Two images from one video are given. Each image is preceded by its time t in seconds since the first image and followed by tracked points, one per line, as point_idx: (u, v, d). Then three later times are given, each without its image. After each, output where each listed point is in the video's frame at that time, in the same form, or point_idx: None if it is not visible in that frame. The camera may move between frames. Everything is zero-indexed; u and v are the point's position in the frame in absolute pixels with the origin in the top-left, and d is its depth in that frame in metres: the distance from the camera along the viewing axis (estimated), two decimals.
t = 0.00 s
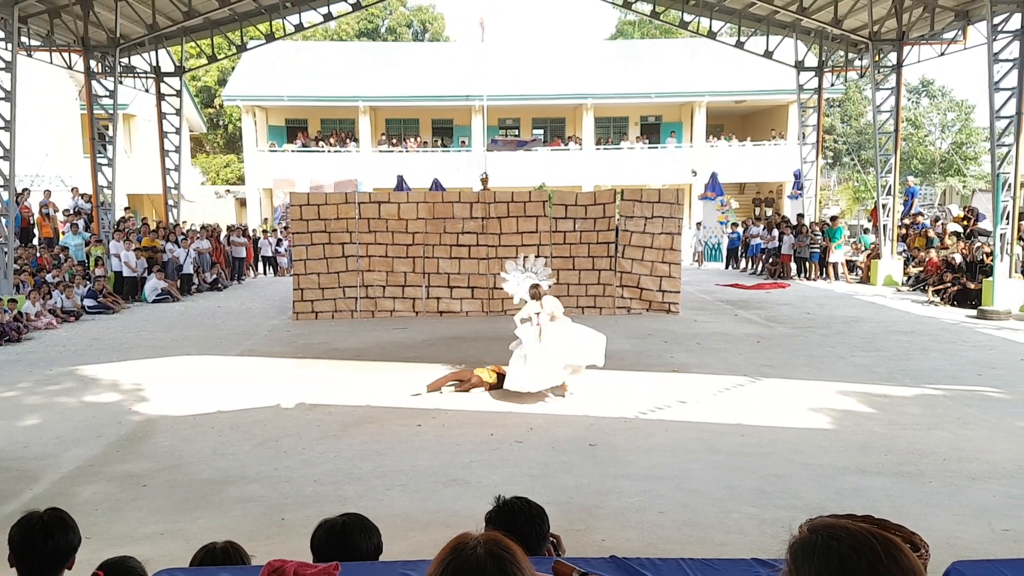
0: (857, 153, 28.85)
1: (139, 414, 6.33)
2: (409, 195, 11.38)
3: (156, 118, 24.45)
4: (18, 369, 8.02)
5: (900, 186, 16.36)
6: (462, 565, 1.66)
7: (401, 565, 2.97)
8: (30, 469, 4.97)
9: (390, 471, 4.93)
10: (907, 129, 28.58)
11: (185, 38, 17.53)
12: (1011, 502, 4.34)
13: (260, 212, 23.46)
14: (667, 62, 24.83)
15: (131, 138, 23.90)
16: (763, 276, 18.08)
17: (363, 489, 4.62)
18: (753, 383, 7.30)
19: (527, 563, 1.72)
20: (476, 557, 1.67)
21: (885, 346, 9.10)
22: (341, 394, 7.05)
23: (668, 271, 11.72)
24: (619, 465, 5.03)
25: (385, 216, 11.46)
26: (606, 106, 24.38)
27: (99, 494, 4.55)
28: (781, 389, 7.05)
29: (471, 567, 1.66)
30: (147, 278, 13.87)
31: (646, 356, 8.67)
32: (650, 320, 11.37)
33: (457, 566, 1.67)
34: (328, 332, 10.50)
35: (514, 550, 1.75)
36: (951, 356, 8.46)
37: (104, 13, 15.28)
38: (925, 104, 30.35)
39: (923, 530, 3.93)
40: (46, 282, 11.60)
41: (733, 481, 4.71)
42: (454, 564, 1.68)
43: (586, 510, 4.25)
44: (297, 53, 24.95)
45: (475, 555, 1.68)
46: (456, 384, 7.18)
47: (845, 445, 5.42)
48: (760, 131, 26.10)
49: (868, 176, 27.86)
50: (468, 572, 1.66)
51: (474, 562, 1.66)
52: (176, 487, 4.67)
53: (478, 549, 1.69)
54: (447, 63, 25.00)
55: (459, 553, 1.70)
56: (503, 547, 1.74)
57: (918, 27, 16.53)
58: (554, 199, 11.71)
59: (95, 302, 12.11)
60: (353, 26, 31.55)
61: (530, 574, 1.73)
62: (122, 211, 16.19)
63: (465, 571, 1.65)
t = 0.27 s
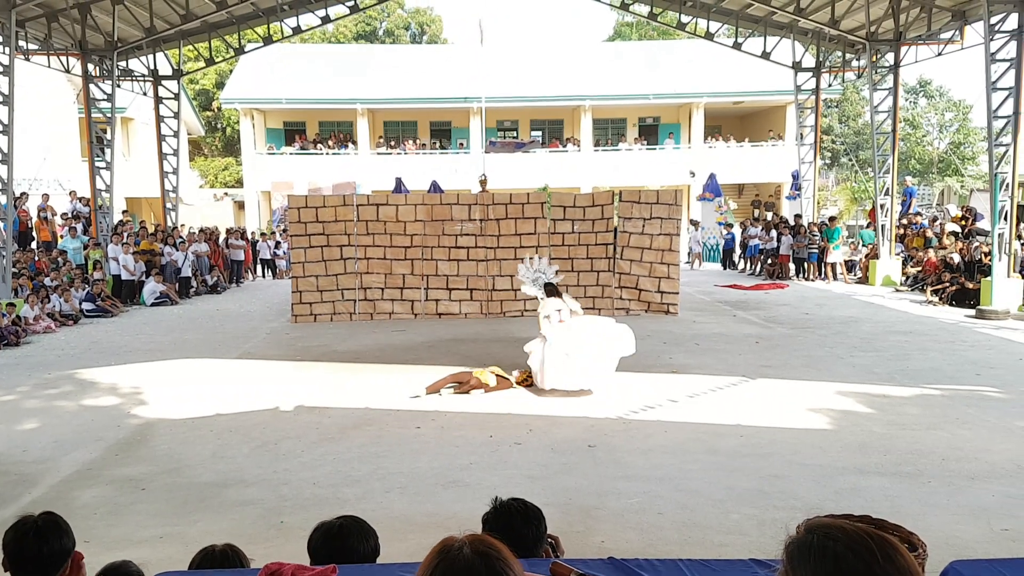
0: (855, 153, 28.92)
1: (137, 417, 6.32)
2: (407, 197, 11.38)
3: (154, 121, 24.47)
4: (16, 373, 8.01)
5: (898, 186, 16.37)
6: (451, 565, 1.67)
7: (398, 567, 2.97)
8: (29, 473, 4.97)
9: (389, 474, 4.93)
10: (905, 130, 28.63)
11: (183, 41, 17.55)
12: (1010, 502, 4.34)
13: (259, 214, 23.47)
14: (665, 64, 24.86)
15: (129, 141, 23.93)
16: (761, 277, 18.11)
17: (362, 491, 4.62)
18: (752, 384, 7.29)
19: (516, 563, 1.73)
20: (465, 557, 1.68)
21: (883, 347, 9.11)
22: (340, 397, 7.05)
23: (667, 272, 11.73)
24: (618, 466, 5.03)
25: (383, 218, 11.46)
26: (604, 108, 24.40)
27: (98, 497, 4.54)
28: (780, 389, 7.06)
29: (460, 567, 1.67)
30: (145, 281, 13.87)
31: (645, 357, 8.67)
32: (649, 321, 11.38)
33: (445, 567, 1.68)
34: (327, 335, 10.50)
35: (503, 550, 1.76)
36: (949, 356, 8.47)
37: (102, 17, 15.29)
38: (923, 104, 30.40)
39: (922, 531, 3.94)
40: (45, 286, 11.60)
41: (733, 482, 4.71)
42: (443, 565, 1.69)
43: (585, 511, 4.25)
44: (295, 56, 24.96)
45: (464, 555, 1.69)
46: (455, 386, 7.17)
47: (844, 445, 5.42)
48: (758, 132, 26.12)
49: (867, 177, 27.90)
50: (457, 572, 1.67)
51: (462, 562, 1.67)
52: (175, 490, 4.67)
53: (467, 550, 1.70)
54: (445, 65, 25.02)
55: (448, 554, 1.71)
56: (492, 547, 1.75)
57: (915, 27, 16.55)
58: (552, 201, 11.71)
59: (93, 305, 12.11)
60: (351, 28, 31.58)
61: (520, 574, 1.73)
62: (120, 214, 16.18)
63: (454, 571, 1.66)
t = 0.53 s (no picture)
0: (857, 153, 28.90)
1: (140, 420, 6.32)
2: (408, 199, 11.38)
3: (156, 124, 24.51)
4: (19, 376, 8.02)
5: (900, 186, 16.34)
6: (444, 566, 1.66)
7: (400, 570, 2.96)
8: (31, 476, 4.97)
9: (391, 475, 4.92)
10: (906, 130, 28.59)
11: (184, 44, 17.58)
12: (1014, 502, 4.33)
13: (260, 217, 23.49)
14: (666, 65, 24.86)
15: (131, 145, 23.99)
16: (763, 277, 18.08)
17: (364, 494, 4.61)
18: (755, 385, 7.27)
19: (509, 563, 1.72)
20: (457, 558, 1.67)
21: (886, 347, 9.09)
22: (342, 399, 7.05)
23: (669, 273, 11.71)
24: (621, 467, 5.02)
25: (385, 220, 11.46)
26: (605, 109, 24.39)
27: (100, 500, 4.54)
28: (782, 390, 7.04)
29: (451, 567, 1.66)
30: (147, 284, 13.89)
31: (647, 358, 8.66)
32: (651, 322, 11.37)
33: (437, 568, 1.67)
34: (328, 337, 10.50)
35: (495, 550, 1.75)
36: (952, 356, 8.45)
37: (103, 20, 15.31)
38: (925, 104, 30.38)
39: (926, 531, 3.92)
40: (47, 289, 11.61)
41: (735, 483, 4.69)
42: (434, 566, 1.68)
43: (588, 513, 4.24)
44: (297, 58, 24.99)
45: (456, 555, 1.68)
46: (457, 388, 7.16)
47: (847, 446, 5.41)
48: (759, 132, 26.10)
49: (869, 176, 27.88)
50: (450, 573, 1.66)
51: (454, 562, 1.66)
52: (177, 493, 4.66)
53: (457, 551, 1.70)
54: (446, 67, 25.03)
55: (439, 556, 1.70)
56: (485, 547, 1.74)
57: (916, 27, 16.52)
58: (554, 202, 11.70)
59: (95, 309, 12.12)
60: (352, 31, 31.62)
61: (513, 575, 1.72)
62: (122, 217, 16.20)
63: (446, 572, 1.66)
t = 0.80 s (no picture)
0: (858, 152, 28.89)
1: (141, 421, 6.33)
2: (409, 199, 11.39)
3: (157, 125, 24.53)
4: (20, 377, 8.02)
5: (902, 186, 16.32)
6: (444, 569, 1.66)
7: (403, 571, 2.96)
8: (33, 477, 4.97)
9: (392, 476, 4.92)
10: (908, 129, 28.57)
11: (185, 45, 17.60)
12: (1016, 502, 4.32)
13: (262, 218, 23.51)
14: (668, 64, 24.85)
15: (133, 146, 24.02)
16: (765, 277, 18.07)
17: (365, 494, 4.61)
18: (757, 385, 7.27)
19: (509, 565, 1.72)
20: (457, 560, 1.67)
21: (888, 347, 9.08)
22: (343, 400, 7.05)
23: (670, 273, 11.70)
24: (623, 468, 5.01)
25: (386, 220, 11.47)
26: (606, 109, 24.38)
27: (101, 501, 4.54)
28: (784, 390, 7.04)
29: (451, 569, 1.66)
30: (149, 285, 13.90)
31: (649, 358, 8.66)
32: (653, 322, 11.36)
33: (437, 570, 1.66)
34: (330, 337, 10.50)
35: (496, 552, 1.75)
36: (954, 356, 8.44)
37: (104, 21, 15.33)
38: (926, 103, 30.35)
39: (928, 531, 3.92)
40: (48, 290, 11.63)
41: (737, 483, 4.69)
42: (435, 568, 1.68)
43: (589, 513, 4.24)
44: (298, 59, 24.99)
45: (455, 557, 1.68)
46: (458, 389, 7.16)
47: (849, 446, 5.40)
48: (761, 132, 26.08)
49: (870, 176, 27.87)
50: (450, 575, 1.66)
51: (454, 564, 1.66)
52: (178, 494, 4.66)
53: (457, 553, 1.70)
54: (447, 67, 25.01)
55: (439, 558, 1.70)
56: (484, 549, 1.74)
57: (918, 26, 16.49)
58: (555, 202, 11.70)
59: (97, 309, 12.12)
60: (353, 31, 31.63)
61: None
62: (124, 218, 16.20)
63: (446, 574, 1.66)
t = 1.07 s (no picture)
0: (857, 151, 28.92)
1: (140, 421, 6.32)
2: (408, 198, 11.39)
3: (155, 124, 24.52)
4: (19, 377, 8.01)
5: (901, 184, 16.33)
6: (442, 569, 1.66)
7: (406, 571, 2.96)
8: (31, 477, 4.97)
9: (391, 475, 4.92)
10: (907, 127, 28.58)
11: (183, 44, 17.58)
12: (1016, 500, 4.32)
13: (260, 217, 23.50)
14: (666, 63, 24.85)
15: (131, 145, 24.02)
16: (763, 275, 18.08)
17: (364, 493, 4.61)
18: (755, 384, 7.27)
19: (509, 565, 1.72)
20: (456, 560, 1.67)
21: (887, 344, 9.09)
22: (342, 399, 7.04)
23: (669, 271, 11.71)
24: (622, 466, 5.02)
25: (384, 219, 11.47)
26: (605, 107, 24.37)
27: (100, 501, 4.54)
28: (783, 388, 7.03)
29: (450, 569, 1.65)
30: (147, 284, 13.89)
31: (647, 357, 8.66)
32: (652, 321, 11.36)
33: (436, 570, 1.66)
34: (328, 337, 10.49)
35: (495, 552, 1.75)
36: (953, 354, 8.44)
37: (102, 21, 15.30)
38: (924, 101, 30.38)
39: (928, 529, 3.92)
40: (47, 290, 11.62)
41: (736, 481, 4.69)
42: (433, 568, 1.68)
43: (589, 512, 4.24)
44: (296, 58, 24.93)
45: (453, 557, 1.68)
46: (458, 388, 7.17)
47: (847, 444, 5.41)
48: (759, 130, 26.08)
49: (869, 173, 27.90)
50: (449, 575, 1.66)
51: (453, 564, 1.66)
52: (178, 493, 4.66)
53: (456, 553, 1.69)
54: (445, 66, 25.00)
55: (438, 558, 1.70)
56: (483, 549, 1.74)
57: (917, 24, 16.48)
58: (553, 201, 11.70)
59: (95, 309, 12.10)
60: (351, 30, 31.61)
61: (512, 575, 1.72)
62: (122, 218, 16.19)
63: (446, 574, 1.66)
